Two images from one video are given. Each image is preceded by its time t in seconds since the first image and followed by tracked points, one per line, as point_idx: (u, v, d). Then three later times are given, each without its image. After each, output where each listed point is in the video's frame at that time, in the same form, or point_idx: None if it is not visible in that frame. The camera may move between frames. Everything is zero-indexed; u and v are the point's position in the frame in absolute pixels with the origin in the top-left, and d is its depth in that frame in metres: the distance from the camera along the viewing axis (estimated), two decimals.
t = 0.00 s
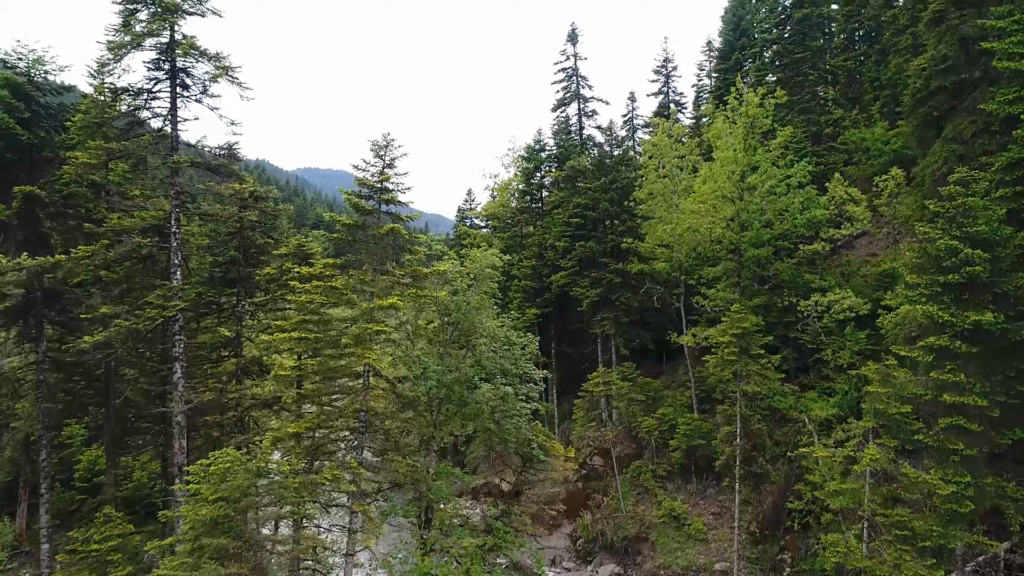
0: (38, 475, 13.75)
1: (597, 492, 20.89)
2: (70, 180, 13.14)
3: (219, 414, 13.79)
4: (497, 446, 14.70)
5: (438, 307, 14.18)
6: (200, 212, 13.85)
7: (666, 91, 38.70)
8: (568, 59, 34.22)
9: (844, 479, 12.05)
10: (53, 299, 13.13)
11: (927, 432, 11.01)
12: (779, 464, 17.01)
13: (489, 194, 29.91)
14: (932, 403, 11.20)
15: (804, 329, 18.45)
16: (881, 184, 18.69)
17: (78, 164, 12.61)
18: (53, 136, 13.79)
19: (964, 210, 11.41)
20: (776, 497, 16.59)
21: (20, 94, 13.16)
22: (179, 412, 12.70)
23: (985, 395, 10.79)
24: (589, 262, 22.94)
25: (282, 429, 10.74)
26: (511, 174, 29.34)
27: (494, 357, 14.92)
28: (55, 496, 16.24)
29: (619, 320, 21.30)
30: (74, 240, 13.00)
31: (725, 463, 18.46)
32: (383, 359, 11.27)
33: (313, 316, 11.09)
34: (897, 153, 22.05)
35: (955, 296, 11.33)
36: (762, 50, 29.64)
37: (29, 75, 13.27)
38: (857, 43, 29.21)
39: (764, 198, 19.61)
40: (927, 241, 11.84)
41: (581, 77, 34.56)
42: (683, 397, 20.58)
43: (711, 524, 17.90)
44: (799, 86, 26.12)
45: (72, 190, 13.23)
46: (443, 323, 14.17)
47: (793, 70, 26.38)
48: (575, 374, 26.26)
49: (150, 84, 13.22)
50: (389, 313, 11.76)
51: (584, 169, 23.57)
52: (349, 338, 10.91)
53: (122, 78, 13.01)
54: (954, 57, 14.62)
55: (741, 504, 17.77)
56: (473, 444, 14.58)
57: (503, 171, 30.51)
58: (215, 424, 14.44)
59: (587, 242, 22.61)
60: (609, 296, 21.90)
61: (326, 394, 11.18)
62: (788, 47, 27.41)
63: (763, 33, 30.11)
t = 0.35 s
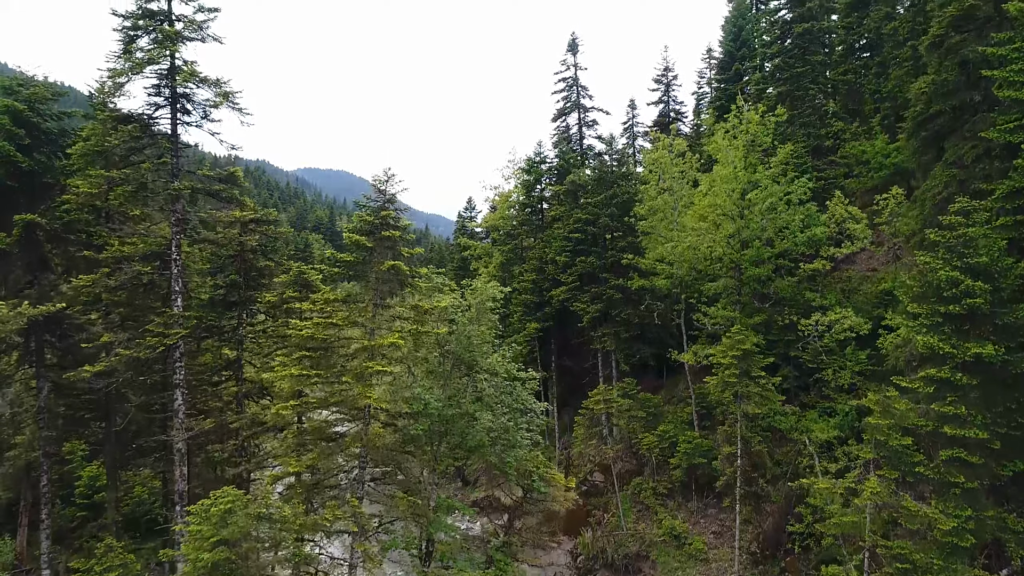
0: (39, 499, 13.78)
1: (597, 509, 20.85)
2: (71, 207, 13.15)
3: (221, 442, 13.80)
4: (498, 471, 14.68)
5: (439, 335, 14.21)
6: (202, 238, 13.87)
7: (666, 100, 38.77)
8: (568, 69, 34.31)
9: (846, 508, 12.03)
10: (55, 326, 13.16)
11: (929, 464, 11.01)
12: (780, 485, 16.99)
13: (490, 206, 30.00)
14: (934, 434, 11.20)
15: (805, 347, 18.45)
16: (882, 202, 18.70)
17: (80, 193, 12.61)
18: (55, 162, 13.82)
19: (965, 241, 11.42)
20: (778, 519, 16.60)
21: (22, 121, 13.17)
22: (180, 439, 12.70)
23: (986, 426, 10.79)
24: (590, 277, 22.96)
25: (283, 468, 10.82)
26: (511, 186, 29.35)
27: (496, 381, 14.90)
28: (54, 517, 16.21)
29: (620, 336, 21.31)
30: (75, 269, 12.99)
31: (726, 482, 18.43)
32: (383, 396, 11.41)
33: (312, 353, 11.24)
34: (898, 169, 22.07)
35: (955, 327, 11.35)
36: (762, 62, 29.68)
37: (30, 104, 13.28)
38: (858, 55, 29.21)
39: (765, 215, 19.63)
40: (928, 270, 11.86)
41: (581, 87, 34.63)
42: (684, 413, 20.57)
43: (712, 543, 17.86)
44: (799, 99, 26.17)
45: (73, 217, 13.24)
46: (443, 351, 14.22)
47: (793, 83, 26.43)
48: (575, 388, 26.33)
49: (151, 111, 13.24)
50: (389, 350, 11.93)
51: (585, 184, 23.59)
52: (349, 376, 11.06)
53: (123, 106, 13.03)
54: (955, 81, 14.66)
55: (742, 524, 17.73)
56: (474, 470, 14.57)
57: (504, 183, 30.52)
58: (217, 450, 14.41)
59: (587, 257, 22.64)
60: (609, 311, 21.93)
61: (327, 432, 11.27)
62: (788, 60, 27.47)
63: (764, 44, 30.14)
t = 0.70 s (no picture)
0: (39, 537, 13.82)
1: (598, 534, 20.86)
2: (71, 248, 13.17)
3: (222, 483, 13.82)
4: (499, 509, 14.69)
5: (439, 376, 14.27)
6: (203, 278, 13.88)
7: (666, 114, 38.79)
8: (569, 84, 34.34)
9: (848, 553, 12.02)
10: (55, 366, 13.23)
11: (930, 513, 11.02)
12: (780, 516, 17.01)
13: (490, 224, 30.02)
14: (935, 483, 11.22)
15: (805, 376, 18.45)
16: (882, 230, 18.70)
17: (81, 236, 12.62)
18: (55, 201, 13.85)
19: (965, 288, 11.43)
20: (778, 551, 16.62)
21: (21, 162, 13.17)
22: (182, 481, 12.70)
23: (987, 476, 10.80)
24: (590, 300, 22.96)
25: (284, 529, 10.94)
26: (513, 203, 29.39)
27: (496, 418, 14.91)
28: (54, 550, 16.23)
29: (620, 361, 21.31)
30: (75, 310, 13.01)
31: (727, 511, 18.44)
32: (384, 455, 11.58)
33: (314, 412, 11.47)
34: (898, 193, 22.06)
35: (956, 375, 11.36)
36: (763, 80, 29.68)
37: (30, 144, 13.29)
38: (859, 73, 29.20)
39: (765, 242, 19.65)
40: (930, 315, 11.89)
41: (582, 102, 34.66)
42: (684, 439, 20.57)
43: (712, 573, 17.87)
44: (799, 120, 26.18)
45: (73, 258, 13.26)
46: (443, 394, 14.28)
47: (794, 104, 26.43)
48: (576, 408, 26.41)
49: (152, 151, 13.26)
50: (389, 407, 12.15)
51: (585, 206, 23.59)
52: (350, 437, 11.24)
53: (122, 146, 13.05)
54: (955, 118, 14.65)
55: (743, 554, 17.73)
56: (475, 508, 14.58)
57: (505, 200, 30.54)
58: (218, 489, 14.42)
59: (587, 280, 22.66)
60: (609, 335, 21.94)
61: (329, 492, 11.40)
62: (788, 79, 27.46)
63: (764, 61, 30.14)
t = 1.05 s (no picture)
0: None
1: (599, 564, 20.86)
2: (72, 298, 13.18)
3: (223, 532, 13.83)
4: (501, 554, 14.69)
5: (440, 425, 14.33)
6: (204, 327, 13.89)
7: (667, 130, 38.84)
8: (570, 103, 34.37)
9: None
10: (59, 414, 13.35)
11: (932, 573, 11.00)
12: (782, 554, 16.99)
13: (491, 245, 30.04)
14: (937, 541, 11.20)
15: (807, 411, 18.44)
16: (884, 265, 18.69)
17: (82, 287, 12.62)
18: (57, 249, 13.91)
19: (968, 344, 11.42)
20: None
21: (22, 212, 13.19)
22: (182, 533, 12.64)
23: (990, 536, 10.78)
24: (591, 328, 22.96)
25: None
26: (514, 225, 29.43)
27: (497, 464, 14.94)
28: None
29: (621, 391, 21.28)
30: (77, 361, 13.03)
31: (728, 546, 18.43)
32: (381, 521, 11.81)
33: (311, 478, 11.88)
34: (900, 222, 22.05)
35: (959, 431, 11.35)
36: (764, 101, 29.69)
37: (31, 193, 13.29)
38: (861, 94, 29.21)
39: (766, 275, 19.70)
40: (930, 370, 11.91)
41: (582, 121, 34.70)
42: (686, 470, 20.56)
43: None
44: (801, 144, 26.18)
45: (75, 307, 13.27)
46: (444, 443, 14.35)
47: (795, 127, 26.44)
48: (577, 433, 26.49)
49: (153, 201, 13.30)
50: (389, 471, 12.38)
51: (586, 233, 23.63)
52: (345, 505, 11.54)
53: (123, 194, 12.93)
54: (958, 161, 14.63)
55: None
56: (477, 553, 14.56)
57: (505, 220, 30.58)
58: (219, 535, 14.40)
59: (588, 308, 22.71)
60: (610, 365, 21.92)
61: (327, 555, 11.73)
62: (790, 102, 27.46)
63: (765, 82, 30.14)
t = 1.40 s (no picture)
0: None
1: None
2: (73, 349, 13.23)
3: None
4: None
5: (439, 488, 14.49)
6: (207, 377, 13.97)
7: (667, 147, 38.88)
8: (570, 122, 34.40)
9: None
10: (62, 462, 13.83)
11: None
12: None
13: (491, 266, 30.08)
14: None
15: (808, 448, 18.42)
16: (886, 300, 18.67)
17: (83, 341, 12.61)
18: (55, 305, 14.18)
19: (971, 402, 11.44)
20: None
21: (23, 262, 13.23)
22: None
23: None
24: (592, 357, 22.98)
25: None
26: (514, 246, 29.41)
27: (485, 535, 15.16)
28: None
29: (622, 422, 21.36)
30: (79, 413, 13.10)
31: None
32: None
33: (319, 542, 12.03)
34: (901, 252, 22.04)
35: (960, 490, 11.36)
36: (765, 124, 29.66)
37: (31, 242, 13.34)
38: (862, 116, 29.23)
39: (766, 308, 19.71)
40: (932, 425, 11.91)
41: (583, 140, 34.74)
42: (687, 502, 20.55)
43: None
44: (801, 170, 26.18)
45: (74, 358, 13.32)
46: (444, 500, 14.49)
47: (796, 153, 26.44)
48: (578, 457, 26.53)
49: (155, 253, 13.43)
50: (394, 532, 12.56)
51: (587, 260, 23.62)
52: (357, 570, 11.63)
53: (123, 248, 13.30)
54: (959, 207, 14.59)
55: None
56: None
57: (506, 241, 30.55)
58: None
59: (588, 336, 22.70)
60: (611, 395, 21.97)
61: None
62: (790, 127, 27.48)
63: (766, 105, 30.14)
